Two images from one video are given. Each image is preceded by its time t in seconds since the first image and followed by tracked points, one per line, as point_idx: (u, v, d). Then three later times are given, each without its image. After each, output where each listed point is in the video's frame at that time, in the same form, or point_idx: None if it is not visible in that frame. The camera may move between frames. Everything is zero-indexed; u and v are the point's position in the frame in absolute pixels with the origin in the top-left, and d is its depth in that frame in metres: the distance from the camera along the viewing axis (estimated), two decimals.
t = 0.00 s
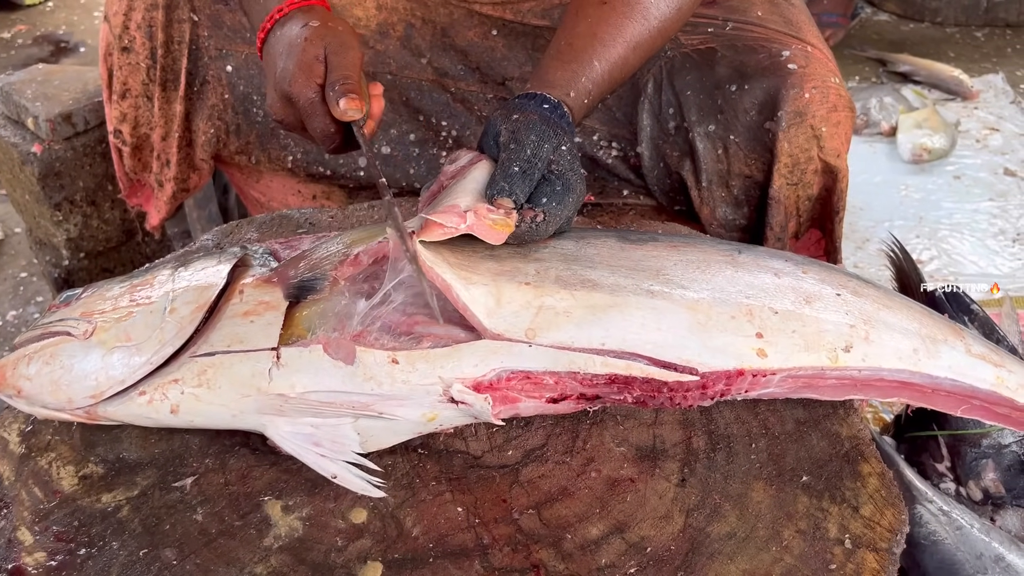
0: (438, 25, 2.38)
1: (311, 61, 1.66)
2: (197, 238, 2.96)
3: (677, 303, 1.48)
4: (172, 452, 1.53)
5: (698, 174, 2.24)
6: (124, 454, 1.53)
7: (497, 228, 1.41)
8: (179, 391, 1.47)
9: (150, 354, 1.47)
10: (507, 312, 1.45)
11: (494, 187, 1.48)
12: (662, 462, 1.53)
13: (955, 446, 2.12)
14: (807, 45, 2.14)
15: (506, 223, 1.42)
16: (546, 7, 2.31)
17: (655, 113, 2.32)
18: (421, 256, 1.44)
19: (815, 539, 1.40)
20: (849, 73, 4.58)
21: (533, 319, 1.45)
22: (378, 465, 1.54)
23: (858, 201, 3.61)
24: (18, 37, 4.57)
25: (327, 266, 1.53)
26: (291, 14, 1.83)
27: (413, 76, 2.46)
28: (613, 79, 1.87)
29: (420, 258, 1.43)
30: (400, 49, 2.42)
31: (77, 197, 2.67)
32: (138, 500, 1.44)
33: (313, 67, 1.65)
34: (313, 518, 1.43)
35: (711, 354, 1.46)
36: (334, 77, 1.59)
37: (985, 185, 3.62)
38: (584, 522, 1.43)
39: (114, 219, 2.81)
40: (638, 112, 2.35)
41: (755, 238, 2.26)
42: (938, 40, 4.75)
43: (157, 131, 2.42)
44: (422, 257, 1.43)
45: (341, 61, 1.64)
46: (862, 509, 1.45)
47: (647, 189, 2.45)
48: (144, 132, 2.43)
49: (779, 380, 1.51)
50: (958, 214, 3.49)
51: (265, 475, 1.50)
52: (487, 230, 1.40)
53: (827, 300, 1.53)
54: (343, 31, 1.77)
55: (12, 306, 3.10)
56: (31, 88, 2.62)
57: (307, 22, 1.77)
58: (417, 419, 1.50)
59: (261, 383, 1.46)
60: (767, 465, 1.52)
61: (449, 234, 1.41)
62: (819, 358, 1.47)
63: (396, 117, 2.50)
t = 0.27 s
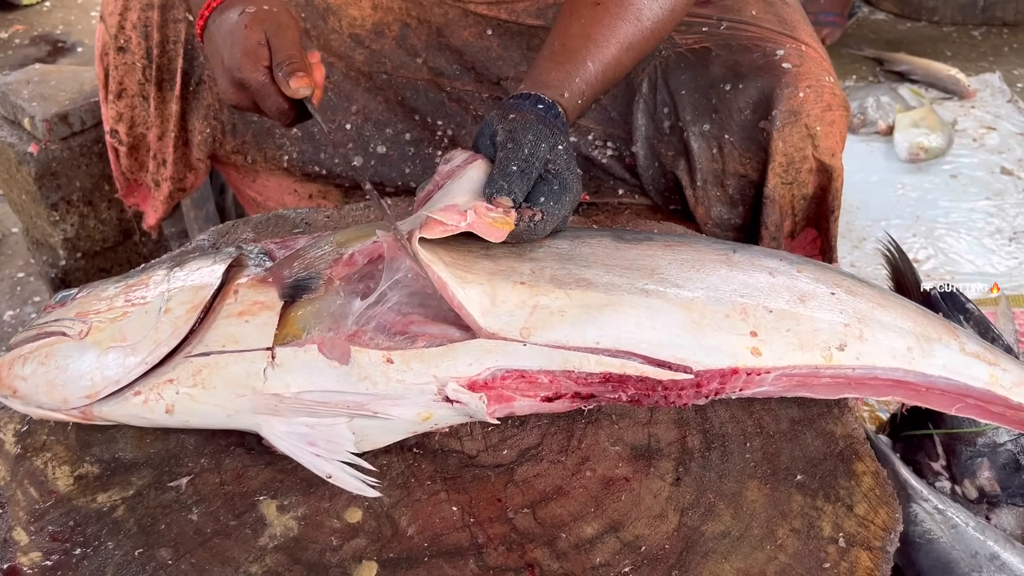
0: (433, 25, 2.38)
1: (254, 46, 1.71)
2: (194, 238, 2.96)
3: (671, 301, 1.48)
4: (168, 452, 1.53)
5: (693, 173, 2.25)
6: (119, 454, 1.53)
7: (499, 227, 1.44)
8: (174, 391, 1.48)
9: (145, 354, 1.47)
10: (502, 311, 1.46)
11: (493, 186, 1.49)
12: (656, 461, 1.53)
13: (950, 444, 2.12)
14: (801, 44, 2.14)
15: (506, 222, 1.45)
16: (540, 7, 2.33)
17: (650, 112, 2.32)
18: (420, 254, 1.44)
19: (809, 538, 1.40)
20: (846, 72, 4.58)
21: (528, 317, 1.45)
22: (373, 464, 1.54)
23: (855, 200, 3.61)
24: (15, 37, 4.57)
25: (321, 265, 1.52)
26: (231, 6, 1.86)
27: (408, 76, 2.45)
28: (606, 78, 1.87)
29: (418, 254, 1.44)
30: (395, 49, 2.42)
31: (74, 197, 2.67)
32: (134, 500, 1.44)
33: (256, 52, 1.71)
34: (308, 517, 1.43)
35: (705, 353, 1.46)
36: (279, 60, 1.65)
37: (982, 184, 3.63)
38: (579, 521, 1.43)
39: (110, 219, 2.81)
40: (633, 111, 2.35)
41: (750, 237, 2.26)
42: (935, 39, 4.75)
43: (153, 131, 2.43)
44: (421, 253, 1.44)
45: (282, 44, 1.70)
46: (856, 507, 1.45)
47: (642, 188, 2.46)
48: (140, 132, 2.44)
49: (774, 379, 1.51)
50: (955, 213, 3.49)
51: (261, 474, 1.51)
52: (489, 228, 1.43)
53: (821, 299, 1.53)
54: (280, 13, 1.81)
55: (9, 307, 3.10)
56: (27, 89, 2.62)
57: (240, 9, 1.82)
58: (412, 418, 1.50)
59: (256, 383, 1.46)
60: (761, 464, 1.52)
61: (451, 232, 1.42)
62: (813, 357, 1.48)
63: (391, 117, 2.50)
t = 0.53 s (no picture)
0: (429, 21, 2.39)
1: (204, 61, 1.74)
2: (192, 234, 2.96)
3: (666, 294, 1.49)
4: (165, 445, 1.54)
5: (688, 169, 2.25)
6: (117, 447, 1.54)
7: (502, 224, 1.45)
8: (172, 383, 1.48)
9: (142, 347, 1.48)
10: (498, 304, 1.46)
11: (494, 180, 1.51)
12: (652, 454, 1.54)
13: (945, 439, 2.13)
14: (795, 39, 2.15)
15: (508, 219, 1.46)
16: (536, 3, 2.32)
17: (645, 108, 2.32)
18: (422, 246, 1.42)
19: (803, 530, 1.41)
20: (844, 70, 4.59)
21: (524, 310, 1.47)
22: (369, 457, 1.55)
23: (852, 197, 3.62)
24: (14, 35, 4.57)
25: (318, 258, 1.53)
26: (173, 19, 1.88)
27: (405, 72, 2.46)
28: (601, 76, 1.87)
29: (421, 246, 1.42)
30: (392, 45, 2.43)
31: (72, 193, 2.68)
32: (131, 492, 1.45)
33: (207, 67, 1.74)
34: (304, 509, 1.44)
35: (700, 344, 1.47)
36: (233, 69, 1.70)
37: (979, 181, 3.63)
38: (574, 513, 1.44)
39: (109, 216, 2.82)
40: (628, 107, 2.36)
41: (746, 232, 2.27)
42: (933, 37, 4.76)
43: (150, 127, 2.43)
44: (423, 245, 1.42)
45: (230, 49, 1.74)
46: (849, 500, 1.46)
47: (637, 184, 2.46)
48: (139, 128, 2.47)
49: (769, 370, 1.52)
50: (952, 210, 3.50)
51: (257, 467, 1.51)
52: (493, 225, 1.44)
53: (816, 292, 1.54)
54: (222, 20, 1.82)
55: (7, 303, 3.10)
56: (26, 85, 2.63)
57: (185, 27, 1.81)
58: (408, 410, 1.51)
59: (254, 375, 1.47)
60: (756, 456, 1.53)
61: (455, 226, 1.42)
62: (808, 348, 1.48)
63: (388, 112, 2.51)
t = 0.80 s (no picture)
0: (428, 19, 2.38)
1: (201, 79, 1.74)
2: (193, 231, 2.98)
3: (665, 290, 1.50)
4: (165, 439, 1.55)
5: (686, 166, 2.26)
6: (117, 441, 1.55)
7: (507, 221, 1.45)
8: (171, 380, 1.49)
9: (142, 343, 1.49)
10: (499, 303, 1.47)
11: (498, 176, 1.51)
12: (650, 449, 1.54)
13: (944, 436, 2.13)
14: (793, 37, 2.15)
15: (513, 216, 1.46)
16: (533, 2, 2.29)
17: (644, 105, 2.33)
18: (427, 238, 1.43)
19: (800, 525, 1.42)
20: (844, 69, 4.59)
21: (524, 309, 1.47)
22: (369, 451, 1.56)
23: (852, 196, 3.62)
24: (16, 33, 4.58)
25: (318, 258, 1.53)
26: (161, 35, 1.93)
27: (404, 69, 2.47)
28: (601, 74, 1.88)
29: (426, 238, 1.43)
30: (391, 42, 2.43)
31: (73, 190, 2.68)
32: (131, 486, 1.46)
33: (205, 85, 1.73)
34: (304, 503, 1.44)
35: (698, 341, 1.47)
36: (229, 86, 1.68)
37: (979, 180, 3.63)
38: (572, 507, 1.45)
39: (110, 213, 2.82)
40: (626, 105, 2.36)
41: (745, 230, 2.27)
42: (934, 37, 4.76)
43: (150, 124, 2.42)
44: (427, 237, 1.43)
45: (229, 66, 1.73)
46: (846, 495, 1.46)
47: (636, 182, 2.47)
48: (138, 125, 2.47)
49: (767, 367, 1.52)
50: (952, 209, 3.50)
51: (257, 461, 1.52)
52: (499, 223, 1.44)
53: (814, 289, 1.55)
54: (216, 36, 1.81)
55: (9, 299, 3.11)
56: (27, 82, 2.63)
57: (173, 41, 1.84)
58: (407, 408, 1.51)
59: (253, 372, 1.48)
60: (754, 452, 1.53)
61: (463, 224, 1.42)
62: (806, 345, 1.49)
63: (387, 110, 2.51)
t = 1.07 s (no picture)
0: (432, 19, 2.40)
1: (191, 51, 1.73)
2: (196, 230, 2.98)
3: (668, 293, 1.50)
4: (169, 436, 1.56)
5: (689, 167, 2.26)
6: (121, 438, 1.55)
7: (510, 222, 1.46)
8: (175, 378, 1.50)
9: (146, 341, 1.49)
10: (501, 305, 1.47)
11: (506, 177, 1.52)
12: (652, 448, 1.55)
13: (945, 437, 2.13)
14: (797, 38, 2.15)
15: (516, 218, 1.47)
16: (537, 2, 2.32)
17: (647, 106, 2.33)
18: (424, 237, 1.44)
19: (801, 524, 1.42)
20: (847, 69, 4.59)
21: (526, 312, 1.47)
22: (371, 450, 1.56)
23: (854, 196, 3.62)
24: (20, 31, 4.59)
25: (322, 257, 1.53)
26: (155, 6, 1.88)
27: (408, 69, 2.47)
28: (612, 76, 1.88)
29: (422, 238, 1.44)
30: (396, 42, 2.44)
31: (77, 188, 2.69)
32: (135, 483, 1.46)
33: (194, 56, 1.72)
34: (307, 501, 1.45)
35: (700, 344, 1.48)
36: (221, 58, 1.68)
37: (982, 181, 3.63)
38: (574, 506, 1.45)
39: (114, 211, 2.83)
40: (630, 105, 2.37)
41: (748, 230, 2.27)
42: (937, 37, 4.76)
43: (155, 122, 2.45)
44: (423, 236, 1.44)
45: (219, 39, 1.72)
46: (848, 495, 1.47)
47: (640, 182, 2.47)
48: (142, 123, 2.47)
49: (769, 368, 1.52)
50: (954, 210, 3.50)
51: (260, 459, 1.52)
52: (501, 223, 1.45)
53: (816, 290, 1.55)
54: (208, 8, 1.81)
55: (12, 297, 3.12)
56: (32, 80, 2.64)
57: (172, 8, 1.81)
58: (409, 409, 1.52)
59: (257, 371, 1.48)
60: (755, 451, 1.54)
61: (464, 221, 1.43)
62: (808, 347, 1.49)
63: (391, 109, 2.51)
